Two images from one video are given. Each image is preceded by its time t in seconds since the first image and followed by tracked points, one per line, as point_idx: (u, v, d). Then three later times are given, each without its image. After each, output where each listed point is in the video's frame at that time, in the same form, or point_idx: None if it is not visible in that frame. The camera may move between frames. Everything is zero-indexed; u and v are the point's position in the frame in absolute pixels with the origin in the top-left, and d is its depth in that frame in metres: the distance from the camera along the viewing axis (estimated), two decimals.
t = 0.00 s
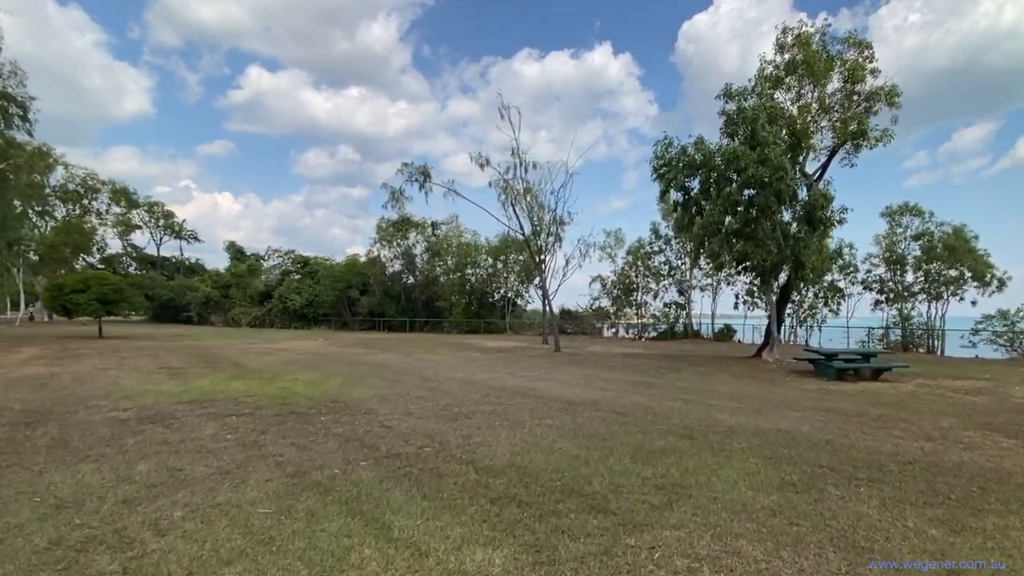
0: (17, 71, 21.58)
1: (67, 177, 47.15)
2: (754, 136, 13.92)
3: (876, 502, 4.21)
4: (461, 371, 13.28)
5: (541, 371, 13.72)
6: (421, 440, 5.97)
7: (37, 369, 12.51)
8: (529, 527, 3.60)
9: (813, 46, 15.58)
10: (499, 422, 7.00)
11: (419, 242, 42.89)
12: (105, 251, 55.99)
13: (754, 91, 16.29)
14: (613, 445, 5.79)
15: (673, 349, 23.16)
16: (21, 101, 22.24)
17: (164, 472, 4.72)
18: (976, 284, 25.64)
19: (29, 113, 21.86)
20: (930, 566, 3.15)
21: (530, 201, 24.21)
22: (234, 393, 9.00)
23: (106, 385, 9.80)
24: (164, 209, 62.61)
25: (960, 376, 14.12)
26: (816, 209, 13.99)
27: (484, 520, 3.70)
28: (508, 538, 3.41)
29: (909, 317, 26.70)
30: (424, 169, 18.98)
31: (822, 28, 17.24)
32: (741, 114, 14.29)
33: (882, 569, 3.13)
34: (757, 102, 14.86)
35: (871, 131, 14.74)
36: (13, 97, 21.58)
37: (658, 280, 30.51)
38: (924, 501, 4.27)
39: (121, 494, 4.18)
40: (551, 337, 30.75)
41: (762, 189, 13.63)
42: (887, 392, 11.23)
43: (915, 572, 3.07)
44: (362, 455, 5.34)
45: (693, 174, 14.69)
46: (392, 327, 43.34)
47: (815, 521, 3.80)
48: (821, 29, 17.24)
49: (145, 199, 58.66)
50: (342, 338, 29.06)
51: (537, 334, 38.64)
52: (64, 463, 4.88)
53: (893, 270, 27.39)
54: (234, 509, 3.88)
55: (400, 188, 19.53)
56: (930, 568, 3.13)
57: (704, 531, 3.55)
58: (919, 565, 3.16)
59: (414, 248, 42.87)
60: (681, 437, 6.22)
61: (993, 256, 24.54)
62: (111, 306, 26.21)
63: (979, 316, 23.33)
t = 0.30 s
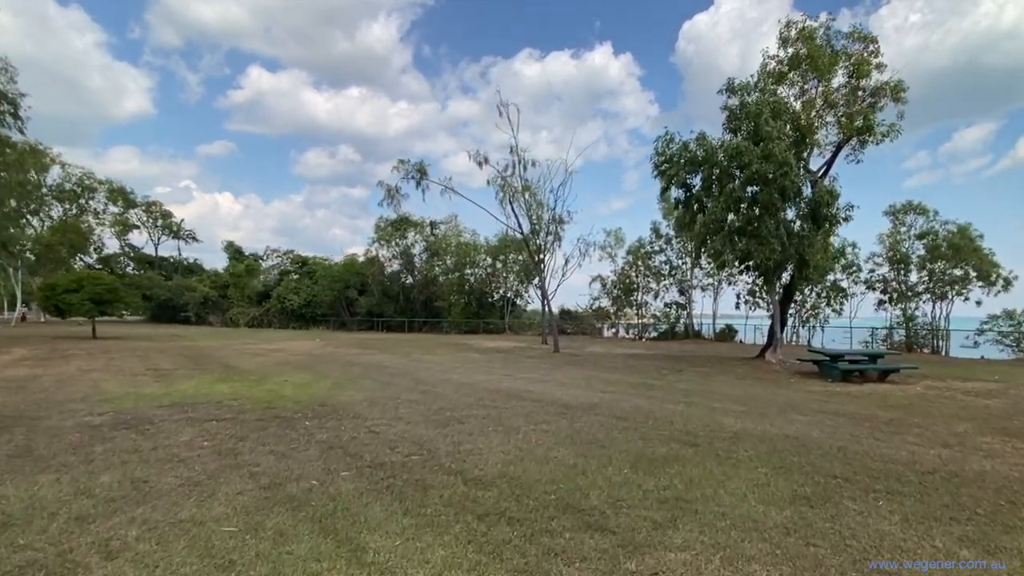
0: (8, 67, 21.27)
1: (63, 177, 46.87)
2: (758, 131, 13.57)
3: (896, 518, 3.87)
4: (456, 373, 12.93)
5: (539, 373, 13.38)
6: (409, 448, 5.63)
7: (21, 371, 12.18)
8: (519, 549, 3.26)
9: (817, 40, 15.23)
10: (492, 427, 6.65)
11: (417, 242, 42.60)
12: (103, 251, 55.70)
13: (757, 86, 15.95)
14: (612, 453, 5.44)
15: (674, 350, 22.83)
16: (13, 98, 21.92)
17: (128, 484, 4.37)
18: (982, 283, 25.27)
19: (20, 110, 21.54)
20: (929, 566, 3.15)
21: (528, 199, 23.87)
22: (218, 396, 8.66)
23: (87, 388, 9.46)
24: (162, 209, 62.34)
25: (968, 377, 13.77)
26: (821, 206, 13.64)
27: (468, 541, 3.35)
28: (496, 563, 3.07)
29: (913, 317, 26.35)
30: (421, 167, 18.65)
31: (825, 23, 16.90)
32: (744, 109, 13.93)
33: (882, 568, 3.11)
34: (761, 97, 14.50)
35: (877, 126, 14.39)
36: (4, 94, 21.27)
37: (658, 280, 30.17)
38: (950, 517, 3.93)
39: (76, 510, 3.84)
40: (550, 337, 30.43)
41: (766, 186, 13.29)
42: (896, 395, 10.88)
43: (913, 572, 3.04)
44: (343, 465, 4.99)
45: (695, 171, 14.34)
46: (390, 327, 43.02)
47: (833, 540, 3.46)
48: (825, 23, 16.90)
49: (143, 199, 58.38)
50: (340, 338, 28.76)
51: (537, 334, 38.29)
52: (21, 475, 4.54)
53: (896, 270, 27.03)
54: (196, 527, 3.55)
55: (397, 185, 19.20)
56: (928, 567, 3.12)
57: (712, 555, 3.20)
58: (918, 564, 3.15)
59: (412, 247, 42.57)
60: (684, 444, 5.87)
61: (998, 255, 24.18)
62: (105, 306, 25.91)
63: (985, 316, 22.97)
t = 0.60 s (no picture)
0: None
1: (60, 176, 46.55)
2: (760, 127, 13.26)
3: (918, 538, 3.55)
4: (451, 375, 12.62)
5: (536, 375, 13.06)
6: (394, 457, 5.31)
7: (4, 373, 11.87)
8: None
9: (821, 35, 14.90)
10: (483, 434, 6.33)
11: (416, 241, 42.27)
12: (100, 251, 55.38)
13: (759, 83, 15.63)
14: (609, 463, 5.13)
15: (674, 350, 22.52)
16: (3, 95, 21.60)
17: (85, 499, 4.05)
18: (986, 283, 24.92)
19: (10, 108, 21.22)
20: (929, 567, 3.15)
21: (527, 198, 23.54)
22: (201, 400, 8.33)
23: (67, 391, 9.15)
24: (159, 209, 62.03)
25: (976, 379, 13.45)
26: (826, 203, 13.31)
27: (448, 567, 3.04)
28: None
29: (917, 317, 26.01)
30: (417, 165, 18.33)
31: (829, 17, 16.57)
32: (746, 104, 13.60)
33: (882, 569, 3.12)
34: (763, 93, 14.17)
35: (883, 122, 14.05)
36: None
37: (658, 280, 29.83)
38: (976, 536, 3.62)
39: (23, 529, 3.51)
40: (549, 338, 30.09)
41: (769, 183, 12.97)
42: (903, 398, 10.57)
43: (915, 573, 3.07)
44: (321, 477, 4.68)
45: (695, 168, 14.02)
46: (388, 328, 42.71)
47: (850, 565, 3.15)
48: (828, 18, 16.57)
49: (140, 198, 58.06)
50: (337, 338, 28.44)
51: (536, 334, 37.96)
52: None
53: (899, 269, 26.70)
54: (150, 549, 3.23)
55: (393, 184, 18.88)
56: (930, 568, 3.13)
57: None
58: (919, 565, 3.16)
59: (411, 247, 42.24)
60: (685, 453, 5.56)
61: (1002, 255, 23.84)
62: (98, 307, 25.60)
63: (990, 317, 22.64)
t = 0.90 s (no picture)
0: None
1: (56, 175, 46.30)
2: (762, 122, 12.94)
3: (941, 558, 3.24)
4: (446, 376, 12.30)
5: (533, 376, 12.75)
6: (376, 465, 4.99)
7: None
8: None
9: (824, 29, 14.59)
10: (474, 439, 6.02)
11: (414, 241, 41.98)
12: (97, 251, 55.11)
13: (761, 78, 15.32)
14: (604, 471, 4.81)
15: (674, 351, 22.22)
16: None
17: (35, 514, 3.73)
18: (990, 283, 24.58)
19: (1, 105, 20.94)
20: (930, 566, 3.14)
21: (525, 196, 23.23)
22: (184, 403, 8.03)
23: (46, 393, 8.85)
24: (157, 208, 61.80)
25: (983, 380, 13.14)
26: (830, 200, 12.98)
27: None
28: None
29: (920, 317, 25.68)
30: (412, 163, 18.03)
31: (831, 12, 16.27)
32: (747, 99, 13.28)
33: (884, 568, 3.09)
34: (766, 87, 13.85)
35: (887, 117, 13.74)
36: None
37: (658, 280, 29.51)
38: (1002, 555, 3.31)
39: None
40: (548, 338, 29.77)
41: (771, 180, 12.66)
42: (910, 400, 10.25)
43: (915, 572, 3.04)
44: (296, 488, 4.36)
45: (696, 165, 13.70)
46: (387, 328, 42.42)
47: None
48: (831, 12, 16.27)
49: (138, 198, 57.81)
50: (333, 338, 28.17)
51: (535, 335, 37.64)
52: None
53: (902, 268, 26.39)
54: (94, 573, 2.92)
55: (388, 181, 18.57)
56: (929, 567, 3.11)
57: None
58: (919, 564, 3.14)
59: (409, 247, 41.94)
60: (686, 460, 5.25)
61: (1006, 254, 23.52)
62: (92, 307, 25.33)
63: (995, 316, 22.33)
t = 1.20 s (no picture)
0: None
1: (52, 175, 46.05)
2: (765, 117, 12.62)
3: None
4: (440, 379, 11.97)
5: (530, 378, 12.42)
6: (357, 477, 4.66)
7: None
8: None
9: (827, 24, 14.27)
10: (463, 448, 5.70)
11: (412, 240, 41.66)
12: (94, 251, 54.81)
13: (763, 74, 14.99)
14: (601, 485, 4.48)
15: (674, 351, 21.91)
16: None
17: None
18: (995, 282, 24.23)
19: None
20: (928, 565, 3.17)
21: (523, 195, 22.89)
22: (163, 408, 7.70)
23: (23, 397, 8.53)
24: (155, 208, 61.56)
25: (992, 382, 12.79)
26: (835, 197, 12.64)
27: None
28: None
29: (923, 317, 25.34)
30: (408, 160, 17.71)
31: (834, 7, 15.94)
32: (750, 94, 12.95)
33: (882, 569, 3.13)
34: (769, 82, 13.50)
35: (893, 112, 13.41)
36: None
37: (658, 280, 29.19)
38: None
39: None
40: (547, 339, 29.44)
41: (774, 177, 12.33)
42: (919, 404, 9.92)
43: (914, 572, 3.07)
44: (266, 504, 4.03)
45: (697, 162, 13.35)
46: (385, 329, 42.09)
47: None
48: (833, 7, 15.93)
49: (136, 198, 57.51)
50: (330, 339, 27.89)
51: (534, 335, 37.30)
52: None
53: (905, 268, 26.06)
54: None
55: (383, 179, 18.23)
56: (928, 567, 3.15)
57: None
58: (918, 564, 3.17)
59: (408, 246, 41.62)
60: (687, 471, 4.93)
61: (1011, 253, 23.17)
62: (85, 307, 25.00)
63: (1000, 317, 22.01)
